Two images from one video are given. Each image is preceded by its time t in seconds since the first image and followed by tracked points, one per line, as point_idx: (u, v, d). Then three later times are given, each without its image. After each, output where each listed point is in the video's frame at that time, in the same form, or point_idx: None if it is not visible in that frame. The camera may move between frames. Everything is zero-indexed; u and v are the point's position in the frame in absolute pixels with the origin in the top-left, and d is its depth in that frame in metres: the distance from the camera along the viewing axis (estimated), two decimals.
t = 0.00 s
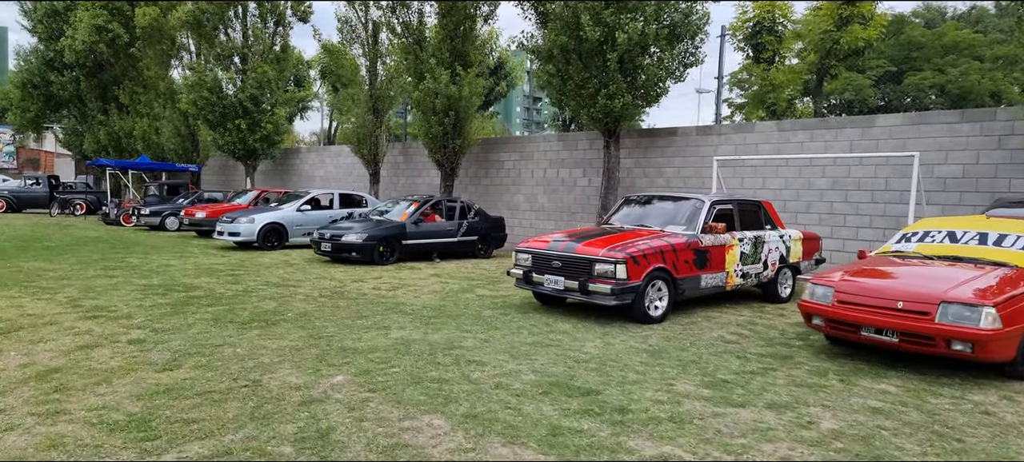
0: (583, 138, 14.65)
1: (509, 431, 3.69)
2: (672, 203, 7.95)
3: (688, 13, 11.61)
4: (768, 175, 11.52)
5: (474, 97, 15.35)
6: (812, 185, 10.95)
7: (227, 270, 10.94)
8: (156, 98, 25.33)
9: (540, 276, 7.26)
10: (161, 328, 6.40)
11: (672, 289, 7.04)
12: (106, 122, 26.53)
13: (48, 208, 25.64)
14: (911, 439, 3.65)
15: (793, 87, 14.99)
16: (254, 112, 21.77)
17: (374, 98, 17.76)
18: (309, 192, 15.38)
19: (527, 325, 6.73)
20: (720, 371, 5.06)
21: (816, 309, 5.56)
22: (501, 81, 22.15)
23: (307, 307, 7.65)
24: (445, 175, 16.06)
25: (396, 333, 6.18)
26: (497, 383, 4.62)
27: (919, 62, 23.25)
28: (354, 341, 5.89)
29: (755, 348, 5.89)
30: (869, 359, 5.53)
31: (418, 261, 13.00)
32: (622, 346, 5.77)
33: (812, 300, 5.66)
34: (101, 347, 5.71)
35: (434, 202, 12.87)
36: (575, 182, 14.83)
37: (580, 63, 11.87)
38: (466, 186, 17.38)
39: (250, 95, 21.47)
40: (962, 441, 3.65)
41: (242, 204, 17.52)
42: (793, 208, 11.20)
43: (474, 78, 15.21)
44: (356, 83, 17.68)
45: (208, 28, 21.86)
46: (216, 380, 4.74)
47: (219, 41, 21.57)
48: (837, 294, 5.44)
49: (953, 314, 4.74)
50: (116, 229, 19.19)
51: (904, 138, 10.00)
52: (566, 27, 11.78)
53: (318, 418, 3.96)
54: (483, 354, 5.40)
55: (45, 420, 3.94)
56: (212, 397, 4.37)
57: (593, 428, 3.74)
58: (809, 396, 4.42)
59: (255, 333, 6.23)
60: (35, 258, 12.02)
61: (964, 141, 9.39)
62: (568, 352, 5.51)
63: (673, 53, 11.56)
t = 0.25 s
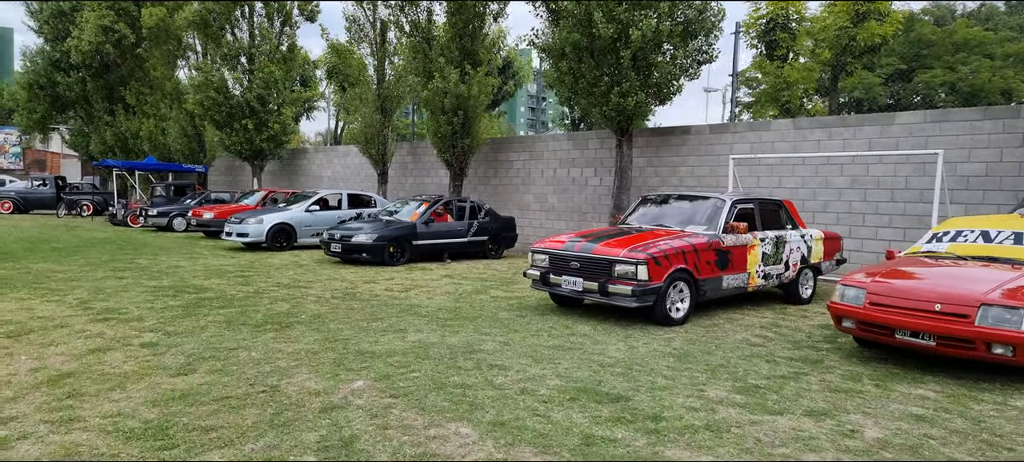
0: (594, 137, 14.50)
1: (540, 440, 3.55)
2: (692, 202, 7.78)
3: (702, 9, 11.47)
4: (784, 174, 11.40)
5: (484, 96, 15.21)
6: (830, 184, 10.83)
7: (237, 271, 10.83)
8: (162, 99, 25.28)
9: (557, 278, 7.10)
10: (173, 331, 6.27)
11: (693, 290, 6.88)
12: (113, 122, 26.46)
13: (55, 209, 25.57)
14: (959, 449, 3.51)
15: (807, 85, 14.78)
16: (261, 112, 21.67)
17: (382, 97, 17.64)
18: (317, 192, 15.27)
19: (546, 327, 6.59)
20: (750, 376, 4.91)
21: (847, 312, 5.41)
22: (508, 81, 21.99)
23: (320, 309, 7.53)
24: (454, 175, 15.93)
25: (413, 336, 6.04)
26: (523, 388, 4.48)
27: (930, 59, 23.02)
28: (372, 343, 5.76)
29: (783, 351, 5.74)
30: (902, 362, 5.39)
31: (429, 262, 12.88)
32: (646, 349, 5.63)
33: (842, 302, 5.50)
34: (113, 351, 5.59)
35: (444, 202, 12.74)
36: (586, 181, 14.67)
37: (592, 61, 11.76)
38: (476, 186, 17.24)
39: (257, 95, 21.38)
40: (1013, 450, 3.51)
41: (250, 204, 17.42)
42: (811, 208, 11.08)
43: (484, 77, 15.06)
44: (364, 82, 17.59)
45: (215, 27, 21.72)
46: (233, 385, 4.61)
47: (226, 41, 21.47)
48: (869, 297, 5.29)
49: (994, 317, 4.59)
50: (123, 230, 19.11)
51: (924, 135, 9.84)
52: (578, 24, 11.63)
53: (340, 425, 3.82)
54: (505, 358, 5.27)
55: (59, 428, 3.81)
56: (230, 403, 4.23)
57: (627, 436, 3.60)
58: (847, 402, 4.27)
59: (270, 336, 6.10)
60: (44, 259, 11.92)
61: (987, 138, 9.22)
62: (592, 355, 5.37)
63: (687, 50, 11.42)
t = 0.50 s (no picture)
0: (608, 138, 14.30)
1: (579, 458, 3.37)
2: (717, 204, 7.57)
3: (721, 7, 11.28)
4: (805, 175, 11.19)
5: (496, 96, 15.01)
6: (852, 186, 10.63)
7: (249, 273, 10.70)
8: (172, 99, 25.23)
9: (579, 282, 6.91)
10: (188, 337, 6.12)
11: (720, 295, 6.69)
12: (122, 122, 26.41)
13: (64, 209, 25.52)
14: None
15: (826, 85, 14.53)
16: (271, 112, 21.56)
17: (393, 98, 17.50)
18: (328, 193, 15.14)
19: (569, 333, 6.41)
20: (789, 387, 4.72)
21: (887, 321, 5.22)
22: (519, 81, 21.81)
23: (336, 313, 7.38)
24: (466, 176, 15.77)
25: (434, 343, 5.88)
26: (554, 399, 4.30)
27: (944, 59, 22.73)
28: (392, 350, 5.60)
29: (818, 360, 5.54)
30: (944, 373, 5.20)
31: (442, 264, 12.72)
32: (676, 358, 5.44)
33: (881, 310, 5.31)
34: (128, 357, 5.44)
35: (457, 203, 12.61)
36: (600, 182, 14.48)
37: (608, 60, 11.56)
38: (487, 186, 17.06)
39: (267, 95, 21.27)
40: None
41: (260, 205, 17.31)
42: (832, 210, 10.88)
43: (496, 77, 14.88)
44: (375, 83, 17.46)
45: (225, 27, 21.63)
46: (253, 395, 4.45)
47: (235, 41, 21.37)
48: (910, 305, 5.09)
49: None
50: (133, 231, 19.02)
51: (950, 136, 9.64)
52: (594, 23, 11.45)
53: (367, 440, 3.65)
54: (531, 366, 5.09)
55: (74, 441, 3.66)
56: (250, 415, 4.07)
57: (670, 454, 3.41)
58: (895, 417, 4.09)
59: (287, 342, 5.94)
60: (54, 260, 11.82)
61: (1016, 139, 9.02)
62: (621, 364, 5.19)
63: (705, 50, 11.23)
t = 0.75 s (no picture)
0: (621, 138, 14.14)
1: None
2: (740, 205, 7.41)
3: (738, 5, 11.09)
4: (824, 176, 11.01)
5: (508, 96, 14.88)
6: (872, 186, 10.45)
7: (260, 275, 10.59)
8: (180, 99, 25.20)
9: (600, 285, 6.76)
10: (203, 340, 5.99)
11: (745, 299, 6.53)
12: (130, 122, 26.37)
13: (72, 209, 25.49)
14: None
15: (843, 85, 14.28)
16: (279, 112, 21.49)
17: (403, 97, 17.40)
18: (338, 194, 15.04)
19: (591, 337, 6.27)
20: (825, 394, 4.57)
21: (923, 326, 5.05)
22: (528, 80, 21.65)
23: (351, 316, 7.25)
24: (477, 176, 15.63)
25: (454, 347, 5.74)
26: (584, 407, 4.15)
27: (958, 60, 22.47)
28: (412, 355, 5.46)
29: (850, 366, 5.38)
30: (982, 380, 5.03)
31: (453, 265, 12.59)
32: (704, 363, 5.29)
33: (917, 315, 5.14)
34: (141, 361, 5.32)
35: (469, 203, 12.48)
36: (612, 183, 14.32)
37: (622, 59, 11.39)
38: (497, 187, 16.93)
39: (275, 95, 21.18)
40: None
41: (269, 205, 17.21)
42: (852, 211, 10.71)
43: (507, 76, 14.74)
44: (384, 82, 17.37)
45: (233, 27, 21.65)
46: (272, 402, 4.31)
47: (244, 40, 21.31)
48: (948, 309, 4.92)
49: None
50: (141, 231, 18.96)
51: (974, 135, 9.47)
52: (609, 21, 11.30)
53: (393, 451, 3.50)
54: (556, 372, 4.95)
55: (90, 451, 3.53)
56: (270, 424, 3.93)
57: None
58: (940, 428, 3.93)
59: (303, 346, 5.81)
60: (64, 261, 11.73)
61: None
62: (648, 369, 5.04)
63: (722, 48, 11.07)
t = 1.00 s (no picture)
0: (635, 136, 13.97)
1: None
2: (765, 204, 7.26)
3: None
4: (844, 175, 10.83)
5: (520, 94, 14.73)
6: (894, 185, 10.26)
7: (273, 275, 10.47)
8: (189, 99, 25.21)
9: (623, 286, 6.60)
10: (219, 343, 5.87)
11: (773, 300, 6.36)
12: (138, 122, 26.33)
13: (81, 209, 25.45)
14: None
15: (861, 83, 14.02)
16: (288, 112, 21.39)
17: (413, 96, 17.31)
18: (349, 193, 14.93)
19: (615, 339, 6.12)
20: (865, 399, 4.40)
21: (966, 329, 4.87)
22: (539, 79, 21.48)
23: (368, 318, 7.11)
24: (488, 175, 15.49)
25: (477, 350, 5.59)
26: (618, 413, 3.99)
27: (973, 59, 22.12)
28: (434, 358, 5.31)
29: (886, 370, 5.21)
30: None
31: (466, 265, 12.46)
32: (736, 367, 5.12)
33: (958, 318, 4.96)
34: (157, 364, 5.19)
35: (481, 203, 12.35)
36: (625, 182, 14.17)
37: (637, 57, 11.24)
38: (508, 186, 16.78)
39: (284, 94, 21.09)
40: None
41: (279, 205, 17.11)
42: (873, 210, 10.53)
43: (519, 74, 14.60)
44: (394, 81, 17.31)
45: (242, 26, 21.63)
46: (294, 408, 4.17)
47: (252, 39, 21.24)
48: (992, 312, 4.73)
49: None
50: (150, 231, 18.88)
51: (1000, 133, 9.29)
52: (625, 17, 11.14)
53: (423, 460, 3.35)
54: (585, 375, 4.79)
55: (108, 459, 3.40)
56: (293, 431, 3.78)
57: None
58: (993, 436, 3.76)
59: (321, 349, 5.67)
60: (74, 261, 11.63)
61: None
62: (679, 373, 4.88)
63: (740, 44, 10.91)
